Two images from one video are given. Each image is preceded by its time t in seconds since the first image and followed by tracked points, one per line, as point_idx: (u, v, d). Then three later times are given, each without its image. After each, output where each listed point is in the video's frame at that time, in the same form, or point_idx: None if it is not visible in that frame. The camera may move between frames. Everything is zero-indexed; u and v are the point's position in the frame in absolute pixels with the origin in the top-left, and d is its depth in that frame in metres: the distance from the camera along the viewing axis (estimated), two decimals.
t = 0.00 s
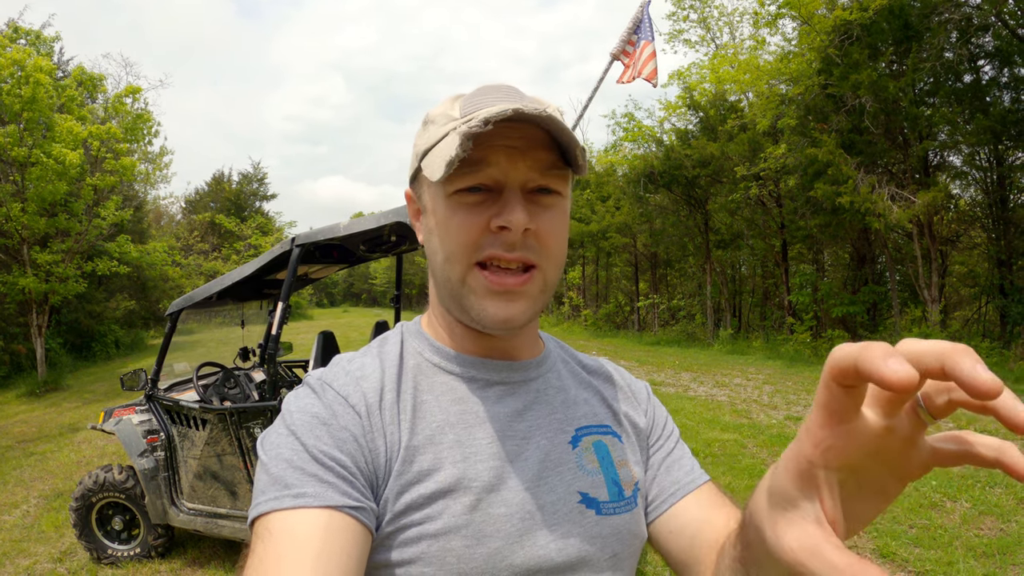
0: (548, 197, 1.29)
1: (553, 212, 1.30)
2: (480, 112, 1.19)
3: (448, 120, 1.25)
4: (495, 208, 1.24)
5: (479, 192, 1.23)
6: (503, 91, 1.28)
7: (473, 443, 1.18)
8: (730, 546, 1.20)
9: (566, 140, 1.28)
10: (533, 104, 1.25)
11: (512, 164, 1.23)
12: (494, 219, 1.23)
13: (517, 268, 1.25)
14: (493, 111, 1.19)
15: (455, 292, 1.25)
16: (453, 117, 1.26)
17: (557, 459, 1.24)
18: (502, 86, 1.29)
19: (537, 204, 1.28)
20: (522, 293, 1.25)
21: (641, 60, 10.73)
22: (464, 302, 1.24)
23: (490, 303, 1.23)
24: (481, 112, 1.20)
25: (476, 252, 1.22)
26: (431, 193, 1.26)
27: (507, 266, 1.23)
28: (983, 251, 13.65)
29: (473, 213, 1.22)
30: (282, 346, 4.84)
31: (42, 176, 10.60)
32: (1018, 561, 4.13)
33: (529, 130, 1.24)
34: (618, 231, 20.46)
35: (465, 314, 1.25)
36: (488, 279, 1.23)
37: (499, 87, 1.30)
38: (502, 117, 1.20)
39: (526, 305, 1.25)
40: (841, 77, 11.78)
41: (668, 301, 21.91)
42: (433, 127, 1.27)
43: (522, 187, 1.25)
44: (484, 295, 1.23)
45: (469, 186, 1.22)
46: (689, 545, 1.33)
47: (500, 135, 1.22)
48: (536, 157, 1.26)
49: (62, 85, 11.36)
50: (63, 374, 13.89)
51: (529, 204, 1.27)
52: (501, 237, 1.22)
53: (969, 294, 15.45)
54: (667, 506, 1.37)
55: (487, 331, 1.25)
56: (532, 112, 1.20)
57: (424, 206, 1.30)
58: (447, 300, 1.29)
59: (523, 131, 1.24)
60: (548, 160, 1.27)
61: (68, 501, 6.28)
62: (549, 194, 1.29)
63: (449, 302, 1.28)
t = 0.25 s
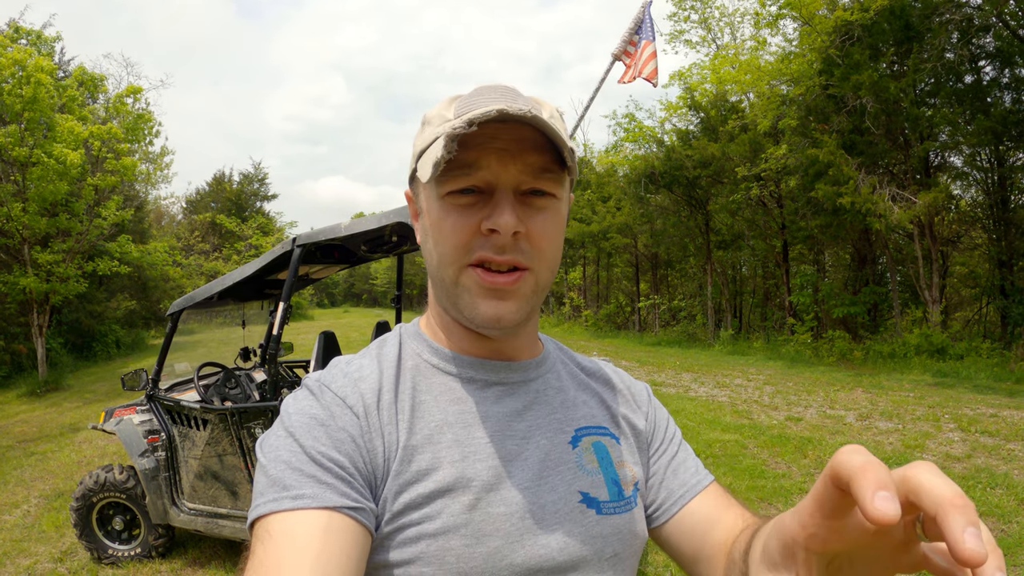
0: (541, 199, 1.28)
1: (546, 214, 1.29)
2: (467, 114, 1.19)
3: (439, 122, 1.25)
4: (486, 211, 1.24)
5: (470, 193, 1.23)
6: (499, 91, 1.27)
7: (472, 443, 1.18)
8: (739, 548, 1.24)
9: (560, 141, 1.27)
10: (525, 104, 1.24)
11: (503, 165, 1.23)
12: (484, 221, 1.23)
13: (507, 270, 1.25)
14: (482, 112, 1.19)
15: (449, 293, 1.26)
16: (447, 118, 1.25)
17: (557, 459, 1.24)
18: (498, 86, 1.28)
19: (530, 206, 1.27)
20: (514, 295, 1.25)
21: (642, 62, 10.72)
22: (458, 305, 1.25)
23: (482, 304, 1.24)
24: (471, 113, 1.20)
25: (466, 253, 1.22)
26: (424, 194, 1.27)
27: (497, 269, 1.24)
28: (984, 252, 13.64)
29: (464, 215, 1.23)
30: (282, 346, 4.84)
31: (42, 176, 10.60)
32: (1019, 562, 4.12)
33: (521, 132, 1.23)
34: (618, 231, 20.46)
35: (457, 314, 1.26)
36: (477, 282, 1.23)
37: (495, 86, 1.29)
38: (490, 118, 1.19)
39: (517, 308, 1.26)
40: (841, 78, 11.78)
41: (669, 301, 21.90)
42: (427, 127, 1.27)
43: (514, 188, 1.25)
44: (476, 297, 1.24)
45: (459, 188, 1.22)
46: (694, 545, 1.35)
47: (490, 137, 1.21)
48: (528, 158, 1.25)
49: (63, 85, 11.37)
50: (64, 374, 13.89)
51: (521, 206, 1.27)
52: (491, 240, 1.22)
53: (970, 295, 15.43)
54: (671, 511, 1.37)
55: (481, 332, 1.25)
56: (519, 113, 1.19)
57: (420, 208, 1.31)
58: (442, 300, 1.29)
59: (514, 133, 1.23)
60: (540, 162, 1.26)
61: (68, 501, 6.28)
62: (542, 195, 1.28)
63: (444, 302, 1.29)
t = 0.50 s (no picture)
0: (553, 202, 1.28)
1: (559, 217, 1.28)
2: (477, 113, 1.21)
3: (449, 128, 1.27)
4: (498, 213, 1.24)
5: (482, 197, 1.24)
6: (508, 95, 1.28)
7: (486, 455, 1.18)
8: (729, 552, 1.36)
9: (570, 141, 1.28)
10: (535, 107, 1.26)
11: (513, 166, 1.24)
12: (495, 224, 1.23)
13: (520, 274, 1.24)
14: (490, 111, 1.21)
15: (460, 300, 1.25)
16: (457, 122, 1.26)
17: (572, 472, 1.24)
18: (508, 91, 1.30)
19: (542, 209, 1.27)
20: (526, 300, 1.24)
21: (643, 63, 10.72)
22: (469, 312, 1.24)
23: (494, 309, 1.23)
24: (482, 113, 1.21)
25: (479, 258, 1.22)
26: (436, 200, 1.27)
27: (510, 274, 1.23)
28: (985, 253, 13.62)
29: (475, 219, 1.23)
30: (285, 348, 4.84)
31: (44, 177, 10.61)
32: (1020, 565, 4.12)
33: (529, 133, 1.25)
34: (619, 232, 20.46)
35: (470, 321, 1.25)
36: (490, 285, 1.22)
37: (506, 92, 1.30)
38: (501, 118, 1.21)
39: (529, 314, 1.25)
40: (843, 79, 11.77)
41: (670, 302, 21.90)
42: (438, 134, 1.28)
43: (525, 190, 1.25)
44: (488, 302, 1.22)
45: (470, 192, 1.23)
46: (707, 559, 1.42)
47: (500, 139, 1.23)
48: (538, 161, 1.26)
49: (64, 86, 11.37)
50: (65, 374, 13.90)
51: (534, 209, 1.26)
52: (502, 242, 1.22)
53: (971, 296, 15.41)
54: (685, 528, 1.42)
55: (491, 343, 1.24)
56: (528, 110, 1.21)
57: (431, 215, 1.31)
58: (455, 309, 1.29)
59: (523, 134, 1.25)
60: (551, 164, 1.27)
61: (70, 502, 6.28)
62: (554, 198, 1.28)
63: (456, 310, 1.28)
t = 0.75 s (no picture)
0: (560, 198, 1.28)
1: (566, 213, 1.29)
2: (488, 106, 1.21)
3: (458, 121, 1.27)
4: (507, 207, 1.23)
5: (491, 191, 1.23)
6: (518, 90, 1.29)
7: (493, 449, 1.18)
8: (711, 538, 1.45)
9: (578, 137, 1.29)
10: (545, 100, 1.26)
11: (523, 160, 1.24)
12: (504, 218, 1.23)
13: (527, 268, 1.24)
14: (502, 104, 1.21)
15: (467, 294, 1.24)
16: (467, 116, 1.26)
17: (578, 464, 1.24)
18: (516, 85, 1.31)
19: (551, 204, 1.27)
20: (533, 295, 1.23)
21: (643, 65, 10.72)
22: (476, 306, 1.24)
23: (501, 303, 1.22)
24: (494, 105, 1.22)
25: (487, 253, 1.21)
26: (443, 194, 1.27)
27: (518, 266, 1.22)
28: (985, 254, 13.62)
29: (484, 213, 1.22)
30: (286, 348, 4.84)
31: (46, 177, 10.63)
32: (1019, 565, 4.12)
33: (539, 127, 1.26)
34: (620, 232, 20.47)
35: (477, 316, 1.25)
36: (498, 279, 1.22)
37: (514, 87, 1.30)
38: (513, 110, 1.22)
39: (536, 309, 1.24)
40: (843, 80, 11.77)
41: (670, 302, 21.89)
42: (446, 128, 1.28)
43: (534, 185, 1.25)
44: (496, 296, 1.22)
45: (479, 185, 1.22)
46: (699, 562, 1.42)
47: (511, 134, 1.24)
48: (547, 157, 1.26)
49: (66, 86, 11.38)
50: (65, 374, 13.92)
51: (542, 203, 1.26)
52: (512, 236, 1.22)
53: (971, 297, 15.41)
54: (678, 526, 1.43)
55: (498, 337, 1.24)
56: (541, 104, 1.22)
57: (438, 210, 1.31)
58: (460, 304, 1.28)
59: (531, 128, 1.25)
60: (559, 160, 1.28)
61: (71, 501, 6.28)
62: (561, 194, 1.29)
63: (462, 304, 1.27)
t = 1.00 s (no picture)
0: (559, 199, 1.28)
1: (564, 213, 1.29)
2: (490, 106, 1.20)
3: (458, 119, 1.26)
4: (506, 208, 1.23)
5: (489, 190, 1.23)
6: (518, 89, 1.29)
7: (486, 449, 1.17)
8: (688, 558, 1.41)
9: (579, 138, 1.29)
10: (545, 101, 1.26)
11: (523, 162, 1.23)
12: (502, 218, 1.23)
13: (525, 270, 1.24)
14: (504, 103, 1.21)
15: (463, 294, 1.24)
16: (466, 115, 1.25)
17: (570, 466, 1.24)
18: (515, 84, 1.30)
19: (549, 204, 1.27)
20: (530, 296, 1.23)
21: (643, 65, 10.70)
22: (473, 306, 1.24)
23: (499, 305, 1.22)
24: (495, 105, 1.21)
25: (485, 254, 1.21)
26: (441, 192, 1.26)
27: (515, 268, 1.22)
28: (985, 254, 13.61)
29: (482, 212, 1.22)
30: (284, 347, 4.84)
31: (46, 176, 10.64)
32: (1018, 566, 4.11)
33: (540, 128, 1.26)
34: (620, 232, 20.47)
35: (474, 316, 1.25)
36: (497, 282, 1.21)
37: (512, 85, 1.30)
38: (515, 110, 1.21)
39: (532, 310, 1.24)
40: (844, 80, 11.78)
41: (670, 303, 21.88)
42: (445, 125, 1.27)
43: (533, 185, 1.25)
44: (493, 297, 1.22)
45: (478, 184, 1.22)
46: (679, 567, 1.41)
47: (512, 133, 1.24)
48: (547, 157, 1.26)
49: (66, 85, 11.39)
50: (66, 373, 13.92)
51: (540, 204, 1.26)
52: (511, 238, 1.21)
53: (971, 297, 15.40)
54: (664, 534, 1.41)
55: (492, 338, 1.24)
56: (544, 104, 1.21)
57: (434, 206, 1.30)
58: (456, 303, 1.28)
59: (532, 128, 1.25)
60: (559, 161, 1.28)
61: (70, 500, 6.28)
62: (560, 194, 1.29)
63: (458, 304, 1.27)
